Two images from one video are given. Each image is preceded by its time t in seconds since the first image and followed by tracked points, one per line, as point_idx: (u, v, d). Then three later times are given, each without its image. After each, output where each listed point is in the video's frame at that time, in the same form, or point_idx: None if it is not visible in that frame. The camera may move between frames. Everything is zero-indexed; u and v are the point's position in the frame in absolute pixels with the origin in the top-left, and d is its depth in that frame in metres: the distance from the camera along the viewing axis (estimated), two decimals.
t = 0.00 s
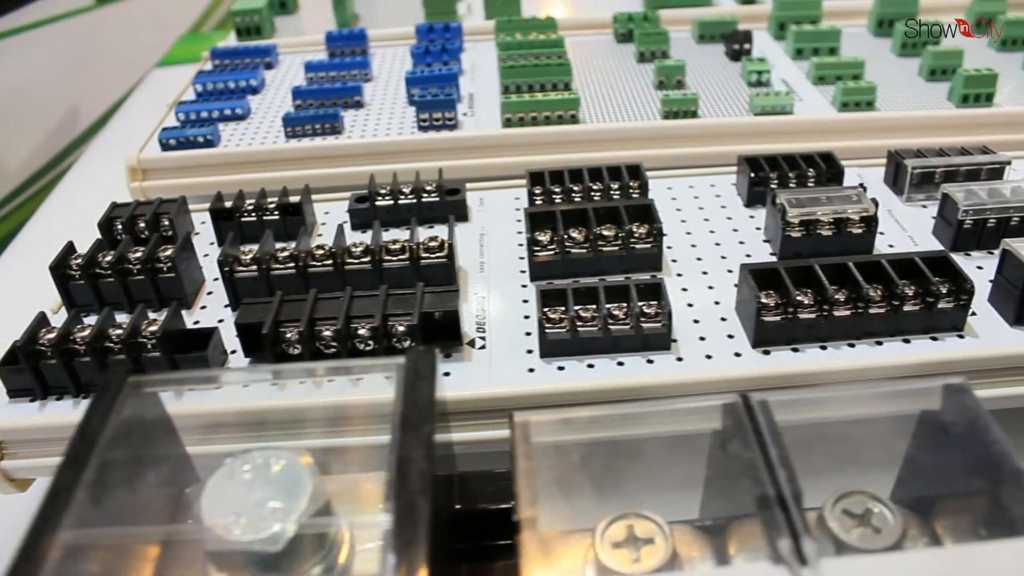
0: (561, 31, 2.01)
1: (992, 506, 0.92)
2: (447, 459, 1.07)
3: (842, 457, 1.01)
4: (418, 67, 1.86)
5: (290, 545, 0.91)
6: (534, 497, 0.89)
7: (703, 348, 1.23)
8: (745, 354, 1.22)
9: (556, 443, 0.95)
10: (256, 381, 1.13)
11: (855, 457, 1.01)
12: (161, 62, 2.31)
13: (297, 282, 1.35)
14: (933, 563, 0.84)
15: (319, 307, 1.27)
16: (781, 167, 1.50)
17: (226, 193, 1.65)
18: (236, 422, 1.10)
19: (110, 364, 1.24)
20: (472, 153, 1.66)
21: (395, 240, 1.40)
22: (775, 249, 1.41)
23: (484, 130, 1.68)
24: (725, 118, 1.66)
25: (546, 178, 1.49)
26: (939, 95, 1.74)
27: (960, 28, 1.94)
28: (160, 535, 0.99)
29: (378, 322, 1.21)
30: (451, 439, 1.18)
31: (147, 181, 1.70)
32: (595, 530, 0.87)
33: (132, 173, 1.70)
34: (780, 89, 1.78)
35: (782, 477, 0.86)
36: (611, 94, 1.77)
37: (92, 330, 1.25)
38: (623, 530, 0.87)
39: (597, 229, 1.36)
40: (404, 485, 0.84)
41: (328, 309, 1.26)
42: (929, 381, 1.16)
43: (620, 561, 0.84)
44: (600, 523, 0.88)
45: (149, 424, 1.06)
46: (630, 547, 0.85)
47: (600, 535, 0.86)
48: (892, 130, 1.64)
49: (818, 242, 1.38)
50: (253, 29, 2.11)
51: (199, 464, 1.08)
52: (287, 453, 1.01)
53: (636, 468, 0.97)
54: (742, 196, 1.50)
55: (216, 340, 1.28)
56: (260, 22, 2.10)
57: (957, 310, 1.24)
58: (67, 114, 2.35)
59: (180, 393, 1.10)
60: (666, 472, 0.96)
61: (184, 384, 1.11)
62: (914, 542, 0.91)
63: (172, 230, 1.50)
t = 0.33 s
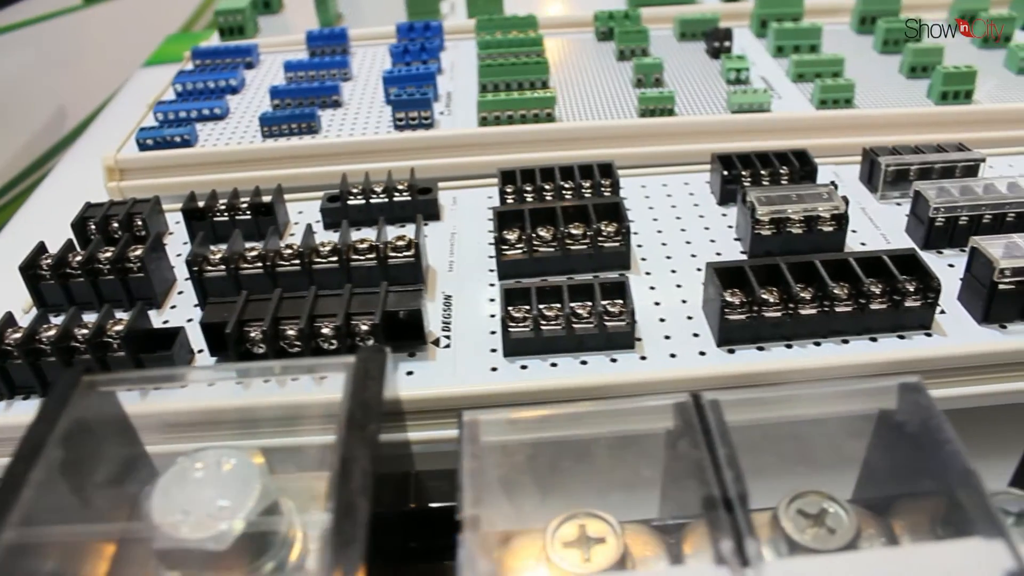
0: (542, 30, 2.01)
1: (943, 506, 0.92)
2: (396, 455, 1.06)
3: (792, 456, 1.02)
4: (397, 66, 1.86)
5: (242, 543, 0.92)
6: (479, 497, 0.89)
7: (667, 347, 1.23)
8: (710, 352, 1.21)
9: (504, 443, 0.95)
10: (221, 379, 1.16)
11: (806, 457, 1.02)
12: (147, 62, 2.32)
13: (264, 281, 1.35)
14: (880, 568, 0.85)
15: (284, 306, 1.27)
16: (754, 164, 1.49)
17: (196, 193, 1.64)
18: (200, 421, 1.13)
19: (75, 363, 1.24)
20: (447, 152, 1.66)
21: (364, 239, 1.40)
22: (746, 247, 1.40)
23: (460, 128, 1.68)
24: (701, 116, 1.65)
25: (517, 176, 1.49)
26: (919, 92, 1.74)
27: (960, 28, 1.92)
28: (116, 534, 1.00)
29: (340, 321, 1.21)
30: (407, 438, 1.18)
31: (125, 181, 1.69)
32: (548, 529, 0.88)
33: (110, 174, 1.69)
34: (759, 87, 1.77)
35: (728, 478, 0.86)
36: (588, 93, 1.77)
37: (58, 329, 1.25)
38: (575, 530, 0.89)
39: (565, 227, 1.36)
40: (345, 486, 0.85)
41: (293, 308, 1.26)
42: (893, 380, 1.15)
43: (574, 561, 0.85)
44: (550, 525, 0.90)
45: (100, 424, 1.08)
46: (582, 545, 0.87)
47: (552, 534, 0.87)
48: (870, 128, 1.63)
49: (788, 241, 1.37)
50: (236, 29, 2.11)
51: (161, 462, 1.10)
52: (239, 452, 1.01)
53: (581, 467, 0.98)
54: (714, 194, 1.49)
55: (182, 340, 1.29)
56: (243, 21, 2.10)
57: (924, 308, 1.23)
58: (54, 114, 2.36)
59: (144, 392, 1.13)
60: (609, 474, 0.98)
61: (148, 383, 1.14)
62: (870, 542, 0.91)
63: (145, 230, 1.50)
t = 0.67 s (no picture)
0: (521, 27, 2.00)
1: (889, 506, 0.91)
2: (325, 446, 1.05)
3: (733, 455, 1.02)
4: (372, 64, 1.85)
5: (183, 541, 0.93)
6: (417, 500, 0.89)
7: (627, 346, 1.21)
8: (669, 352, 1.20)
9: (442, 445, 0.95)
10: (181, 379, 1.16)
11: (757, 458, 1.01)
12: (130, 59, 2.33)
13: (228, 281, 1.35)
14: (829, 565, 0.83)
15: (244, 305, 1.27)
16: (723, 162, 1.48)
17: (163, 192, 1.63)
18: (155, 420, 1.13)
19: (35, 362, 1.24)
20: (419, 149, 1.65)
21: (328, 238, 1.40)
22: (712, 245, 1.39)
23: (433, 126, 1.67)
24: (675, 113, 1.64)
25: (484, 174, 1.48)
26: (894, 89, 1.73)
27: (960, 28, 1.87)
28: (64, 533, 0.98)
29: (298, 320, 1.21)
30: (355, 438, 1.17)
31: (98, 180, 1.68)
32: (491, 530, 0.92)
33: (82, 172, 1.67)
34: (735, 83, 1.76)
35: (666, 480, 0.85)
36: (563, 91, 1.76)
37: (18, 328, 1.25)
38: (520, 533, 0.91)
39: (529, 225, 1.35)
40: (277, 487, 0.85)
41: (253, 307, 1.26)
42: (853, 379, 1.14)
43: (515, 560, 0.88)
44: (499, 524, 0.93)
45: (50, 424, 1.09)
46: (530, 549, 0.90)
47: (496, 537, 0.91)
48: (841, 124, 1.63)
49: (755, 238, 1.36)
50: (216, 27, 2.10)
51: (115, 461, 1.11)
52: (184, 450, 1.01)
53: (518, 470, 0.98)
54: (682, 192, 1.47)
55: (143, 339, 1.29)
56: (222, 19, 2.09)
57: (887, 307, 1.22)
58: (37, 111, 2.36)
59: (103, 392, 1.14)
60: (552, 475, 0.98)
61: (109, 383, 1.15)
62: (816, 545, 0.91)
63: (114, 229, 1.50)
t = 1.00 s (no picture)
0: (495, 24, 1.99)
1: (827, 507, 0.90)
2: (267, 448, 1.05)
3: (676, 455, 1.01)
4: (343, 62, 1.84)
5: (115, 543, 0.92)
6: (346, 501, 0.88)
7: (580, 346, 1.20)
8: (622, 351, 1.19)
9: (376, 445, 0.95)
10: (134, 380, 1.14)
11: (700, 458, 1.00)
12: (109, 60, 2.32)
13: (185, 282, 1.34)
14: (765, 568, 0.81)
15: (197, 306, 1.26)
16: (687, 158, 1.47)
17: (128, 193, 1.62)
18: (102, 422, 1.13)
19: None
20: (386, 148, 1.64)
21: (287, 238, 1.40)
22: (673, 242, 1.37)
23: (400, 125, 1.67)
24: (643, 109, 1.63)
25: (446, 173, 1.47)
26: (867, 83, 1.72)
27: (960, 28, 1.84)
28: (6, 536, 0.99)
29: (249, 321, 1.20)
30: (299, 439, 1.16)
31: (67, 181, 1.67)
32: (428, 533, 0.93)
33: (51, 173, 1.67)
34: (706, 80, 1.75)
35: (595, 481, 0.84)
36: (533, 89, 1.75)
37: None
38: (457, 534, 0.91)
39: (486, 224, 1.34)
40: (202, 489, 0.85)
41: (206, 308, 1.25)
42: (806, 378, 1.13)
43: (449, 564, 0.88)
44: (438, 526, 0.93)
45: None
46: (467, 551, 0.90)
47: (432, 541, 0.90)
48: (811, 120, 1.62)
49: (715, 235, 1.34)
50: (191, 27, 2.09)
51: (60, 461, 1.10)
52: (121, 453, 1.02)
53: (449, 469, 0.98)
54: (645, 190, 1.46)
55: (98, 340, 1.28)
56: (198, 19, 2.08)
57: (845, 305, 1.20)
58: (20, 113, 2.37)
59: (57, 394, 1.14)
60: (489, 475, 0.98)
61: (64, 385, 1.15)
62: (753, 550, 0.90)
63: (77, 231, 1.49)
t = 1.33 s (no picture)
0: (471, 24, 1.99)
1: (763, 514, 0.89)
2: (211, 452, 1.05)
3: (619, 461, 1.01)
4: (317, 64, 1.84)
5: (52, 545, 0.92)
6: (277, 506, 0.88)
7: (533, 349, 1.20)
8: (576, 354, 1.18)
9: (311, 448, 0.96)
10: (90, 383, 1.15)
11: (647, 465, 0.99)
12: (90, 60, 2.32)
13: (146, 284, 1.34)
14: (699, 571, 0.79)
15: (154, 309, 1.26)
16: (652, 160, 1.46)
17: (96, 194, 1.62)
18: (53, 425, 1.12)
19: None
20: (356, 149, 1.64)
21: (249, 241, 1.40)
22: (634, 244, 1.36)
23: (370, 126, 1.66)
24: (613, 111, 1.62)
25: (410, 175, 1.47)
26: (840, 84, 1.72)
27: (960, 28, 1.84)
28: None
29: (203, 324, 1.20)
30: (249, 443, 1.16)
31: (39, 182, 1.67)
32: (367, 536, 0.94)
33: (22, 174, 1.66)
34: (680, 80, 1.74)
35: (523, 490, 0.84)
36: (506, 90, 1.74)
37: None
38: (394, 539, 0.92)
39: (446, 227, 1.34)
40: (134, 490, 0.85)
41: (162, 311, 1.25)
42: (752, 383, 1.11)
43: (385, 569, 0.89)
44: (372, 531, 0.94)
45: None
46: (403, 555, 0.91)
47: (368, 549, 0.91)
48: (782, 122, 1.62)
49: (676, 238, 1.33)
50: (170, 27, 2.08)
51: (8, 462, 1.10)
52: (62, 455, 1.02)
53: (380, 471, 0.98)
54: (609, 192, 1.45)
55: (56, 342, 1.27)
56: (177, 20, 2.08)
57: (801, 309, 1.19)
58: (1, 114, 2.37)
59: (14, 395, 1.14)
60: (425, 479, 0.98)
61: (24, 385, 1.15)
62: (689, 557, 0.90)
63: (44, 232, 1.48)
